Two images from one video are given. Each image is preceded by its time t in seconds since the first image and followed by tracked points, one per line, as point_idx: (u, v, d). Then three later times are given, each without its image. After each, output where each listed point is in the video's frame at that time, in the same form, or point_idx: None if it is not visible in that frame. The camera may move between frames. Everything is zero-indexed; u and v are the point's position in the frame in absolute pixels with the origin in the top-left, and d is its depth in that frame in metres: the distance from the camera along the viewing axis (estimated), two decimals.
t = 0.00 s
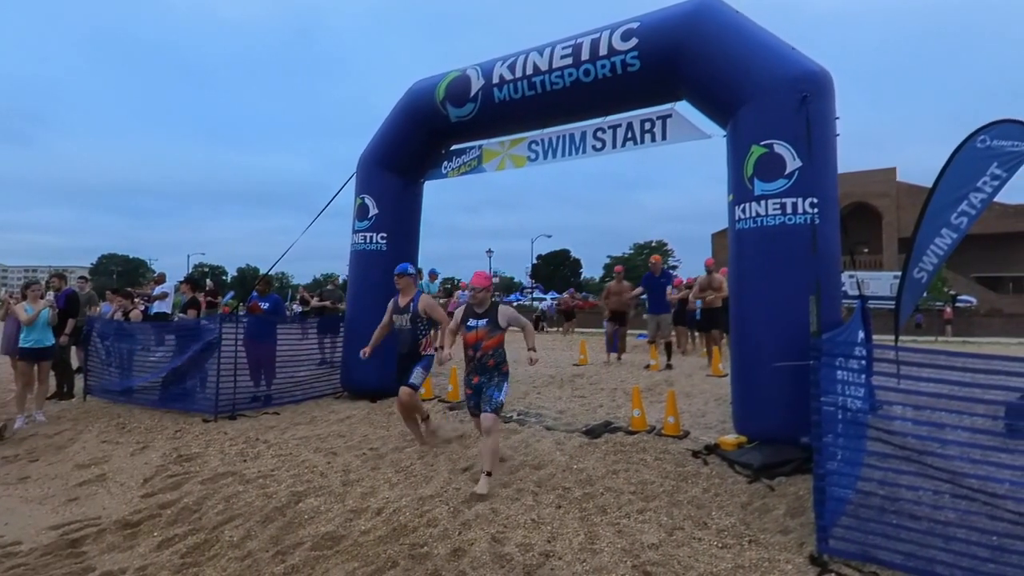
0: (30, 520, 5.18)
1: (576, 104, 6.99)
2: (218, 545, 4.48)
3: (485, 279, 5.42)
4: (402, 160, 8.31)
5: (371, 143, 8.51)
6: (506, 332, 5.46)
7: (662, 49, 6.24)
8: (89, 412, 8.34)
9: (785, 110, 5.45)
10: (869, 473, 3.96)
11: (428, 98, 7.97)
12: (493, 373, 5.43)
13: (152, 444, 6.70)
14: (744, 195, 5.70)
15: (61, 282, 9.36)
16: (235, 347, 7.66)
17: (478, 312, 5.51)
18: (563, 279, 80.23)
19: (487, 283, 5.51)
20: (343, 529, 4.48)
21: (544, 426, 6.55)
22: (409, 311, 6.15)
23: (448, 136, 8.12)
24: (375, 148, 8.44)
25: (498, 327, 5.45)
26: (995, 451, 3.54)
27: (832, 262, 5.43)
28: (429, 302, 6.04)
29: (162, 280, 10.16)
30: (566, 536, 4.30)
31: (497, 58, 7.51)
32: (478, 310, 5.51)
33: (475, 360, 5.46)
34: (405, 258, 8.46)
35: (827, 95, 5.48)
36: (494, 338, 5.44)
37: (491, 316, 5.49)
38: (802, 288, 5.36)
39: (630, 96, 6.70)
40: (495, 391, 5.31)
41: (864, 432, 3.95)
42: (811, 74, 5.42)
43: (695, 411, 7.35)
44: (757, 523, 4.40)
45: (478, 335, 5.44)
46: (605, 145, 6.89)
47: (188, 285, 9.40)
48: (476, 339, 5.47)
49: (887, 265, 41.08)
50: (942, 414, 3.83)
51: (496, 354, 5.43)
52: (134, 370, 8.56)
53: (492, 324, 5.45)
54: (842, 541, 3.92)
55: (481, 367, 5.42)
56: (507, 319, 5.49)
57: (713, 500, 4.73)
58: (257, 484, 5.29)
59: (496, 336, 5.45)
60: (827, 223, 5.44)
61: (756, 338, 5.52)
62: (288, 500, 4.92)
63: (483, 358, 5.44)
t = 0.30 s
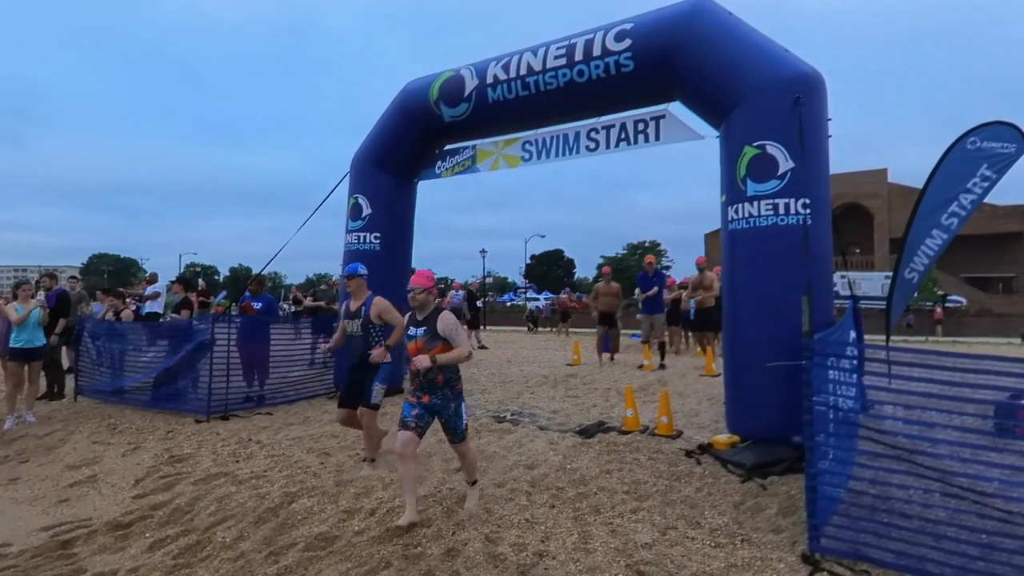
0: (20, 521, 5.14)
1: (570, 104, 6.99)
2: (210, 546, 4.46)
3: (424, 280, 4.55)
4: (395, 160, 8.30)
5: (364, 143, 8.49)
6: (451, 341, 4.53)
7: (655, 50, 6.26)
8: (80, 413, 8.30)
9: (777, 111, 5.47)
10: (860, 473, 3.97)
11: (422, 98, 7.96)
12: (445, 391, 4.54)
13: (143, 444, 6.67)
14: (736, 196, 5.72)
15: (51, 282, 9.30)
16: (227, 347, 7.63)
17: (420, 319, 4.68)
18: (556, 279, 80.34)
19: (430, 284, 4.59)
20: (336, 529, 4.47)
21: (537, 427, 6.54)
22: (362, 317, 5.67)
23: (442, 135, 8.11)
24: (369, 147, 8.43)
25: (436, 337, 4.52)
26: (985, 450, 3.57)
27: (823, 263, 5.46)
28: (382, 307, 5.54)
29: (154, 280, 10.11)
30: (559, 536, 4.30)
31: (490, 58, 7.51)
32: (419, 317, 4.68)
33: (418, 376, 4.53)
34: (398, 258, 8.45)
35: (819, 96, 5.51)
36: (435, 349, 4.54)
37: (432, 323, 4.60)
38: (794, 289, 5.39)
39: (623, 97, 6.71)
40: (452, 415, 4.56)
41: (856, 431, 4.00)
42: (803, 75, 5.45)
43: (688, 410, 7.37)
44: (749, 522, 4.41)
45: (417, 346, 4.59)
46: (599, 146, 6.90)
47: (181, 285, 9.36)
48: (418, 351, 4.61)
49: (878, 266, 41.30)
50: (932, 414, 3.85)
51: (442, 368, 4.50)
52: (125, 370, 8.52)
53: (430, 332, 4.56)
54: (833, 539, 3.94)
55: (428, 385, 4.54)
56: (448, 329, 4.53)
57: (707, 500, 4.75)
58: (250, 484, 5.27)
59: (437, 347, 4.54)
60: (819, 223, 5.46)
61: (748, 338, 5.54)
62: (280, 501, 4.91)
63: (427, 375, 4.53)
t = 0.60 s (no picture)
0: (7, 523, 5.08)
1: (563, 104, 6.99)
2: (200, 548, 4.42)
3: (331, 299, 3.63)
4: (388, 159, 8.27)
5: (357, 142, 8.46)
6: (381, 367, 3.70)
7: (648, 50, 6.26)
8: (69, 413, 8.23)
9: (769, 111, 5.48)
10: (851, 471, 3.98)
11: (415, 97, 7.94)
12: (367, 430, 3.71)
13: (133, 445, 6.61)
14: (729, 196, 5.73)
15: (40, 281, 9.23)
16: (218, 347, 7.60)
17: (334, 345, 3.76)
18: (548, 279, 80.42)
19: (342, 301, 3.70)
20: (327, 530, 4.44)
21: (530, 426, 6.53)
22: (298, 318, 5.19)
23: (435, 135, 8.09)
24: (361, 147, 8.40)
25: (363, 364, 3.67)
26: (975, 449, 3.59)
27: (815, 263, 5.46)
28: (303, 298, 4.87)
29: (145, 279, 10.05)
30: (552, 535, 4.29)
31: (483, 58, 7.50)
32: (334, 344, 3.77)
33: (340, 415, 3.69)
34: (391, 258, 8.42)
35: (811, 97, 5.52)
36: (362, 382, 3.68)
37: (353, 347, 3.71)
38: (786, 288, 5.39)
39: (616, 97, 6.71)
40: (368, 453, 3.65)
41: (847, 430, 4.00)
42: (795, 76, 5.45)
43: (681, 410, 7.37)
44: (742, 521, 4.41)
45: (337, 379, 3.69)
46: (592, 146, 6.89)
47: (171, 284, 9.30)
48: (339, 385, 3.71)
49: (868, 266, 41.54)
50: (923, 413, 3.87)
51: (368, 404, 3.68)
52: (114, 370, 8.46)
53: (352, 362, 3.68)
54: (825, 538, 3.96)
55: (349, 424, 3.72)
56: (376, 348, 3.72)
57: (699, 499, 4.75)
58: (241, 485, 5.23)
59: (362, 377, 3.66)
60: (811, 223, 5.47)
61: (741, 337, 5.55)
62: (271, 502, 4.87)
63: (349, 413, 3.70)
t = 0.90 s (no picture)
0: None
1: (556, 104, 6.98)
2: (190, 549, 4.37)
3: (197, 337, 2.64)
4: (380, 158, 8.23)
5: (348, 141, 8.43)
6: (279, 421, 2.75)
7: (641, 50, 6.25)
8: (57, 414, 8.15)
9: (761, 112, 5.49)
10: (843, 469, 3.99)
11: (407, 96, 7.91)
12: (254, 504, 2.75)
13: (122, 446, 6.55)
14: (721, 195, 5.73)
15: (28, 280, 9.14)
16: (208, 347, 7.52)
17: (215, 389, 2.78)
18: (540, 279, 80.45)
19: (217, 337, 2.71)
20: (319, 531, 4.41)
21: (523, 426, 6.51)
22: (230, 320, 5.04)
23: (427, 134, 8.06)
24: (353, 146, 8.37)
25: (249, 418, 2.69)
26: (965, 447, 3.60)
27: (807, 262, 5.47)
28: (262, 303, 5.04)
29: (134, 279, 9.97)
30: (544, 535, 4.27)
31: (477, 56, 7.48)
32: (215, 387, 2.78)
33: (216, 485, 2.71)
34: (383, 257, 8.38)
35: (803, 97, 5.53)
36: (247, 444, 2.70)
37: (238, 395, 2.73)
38: (778, 288, 5.40)
39: (609, 97, 6.71)
40: (254, 538, 2.72)
41: (839, 428, 4.00)
42: (787, 76, 5.46)
43: (674, 409, 7.38)
44: (735, 519, 4.41)
45: (212, 435, 2.71)
46: (585, 145, 6.88)
47: (161, 284, 9.23)
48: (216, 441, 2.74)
49: (858, 266, 41.77)
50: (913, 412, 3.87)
51: (255, 471, 2.71)
52: (103, 370, 8.38)
53: (237, 415, 2.71)
54: (817, 535, 3.96)
55: (227, 493, 2.73)
56: (268, 400, 2.71)
57: (692, 498, 4.75)
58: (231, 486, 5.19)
59: (246, 435, 2.69)
60: (803, 223, 5.48)
61: (733, 336, 5.55)
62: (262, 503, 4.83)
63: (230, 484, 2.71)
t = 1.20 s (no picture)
0: None
1: (549, 104, 6.97)
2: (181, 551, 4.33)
3: None
4: (372, 158, 8.21)
5: (341, 140, 8.40)
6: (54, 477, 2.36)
7: (634, 50, 6.26)
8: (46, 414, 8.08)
9: (753, 112, 5.50)
10: (835, 468, 4.01)
11: (400, 95, 7.88)
12: None
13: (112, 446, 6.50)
14: (714, 196, 5.74)
15: (17, 279, 9.06)
16: (200, 347, 7.47)
17: None
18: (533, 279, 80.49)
19: None
20: (310, 532, 4.38)
21: (516, 426, 6.50)
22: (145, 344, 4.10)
23: (420, 133, 8.04)
24: (346, 145, 8.34)
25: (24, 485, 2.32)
26: (955, 446, 3.62)
27: (799, 262, 5.48)
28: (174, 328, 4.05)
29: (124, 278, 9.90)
30: (537, 535, 4.26)
31: (471, 55, 7.46)
32: None
33: None
34: (376, 257, 8.36)
35: (795, 98, 5.54)
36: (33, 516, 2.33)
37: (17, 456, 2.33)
38: (770, 288, 5.41)
39: (603, 97, 6.71)
40: None
41: (831, 427, 4.02)
42: (779, 77, 5.47)
43: (666, 409, 7.38)
44: (728, 518, 4.41)
45: None
46: (578, 145, 6.88)
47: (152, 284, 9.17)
48: None
49: (849, 267, 41.98)
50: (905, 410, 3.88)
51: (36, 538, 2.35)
52: (92, 370, 8.32)
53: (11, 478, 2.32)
54: (810, 534, 3.96)
55: None
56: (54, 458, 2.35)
57: (685, 497, 4.75)
58: (222, 487, 5.16)
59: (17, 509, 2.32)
60: (795, 223, 5.49)
61: (726, 336, 5.56)
62: (253, 504, 4.80)
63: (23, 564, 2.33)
